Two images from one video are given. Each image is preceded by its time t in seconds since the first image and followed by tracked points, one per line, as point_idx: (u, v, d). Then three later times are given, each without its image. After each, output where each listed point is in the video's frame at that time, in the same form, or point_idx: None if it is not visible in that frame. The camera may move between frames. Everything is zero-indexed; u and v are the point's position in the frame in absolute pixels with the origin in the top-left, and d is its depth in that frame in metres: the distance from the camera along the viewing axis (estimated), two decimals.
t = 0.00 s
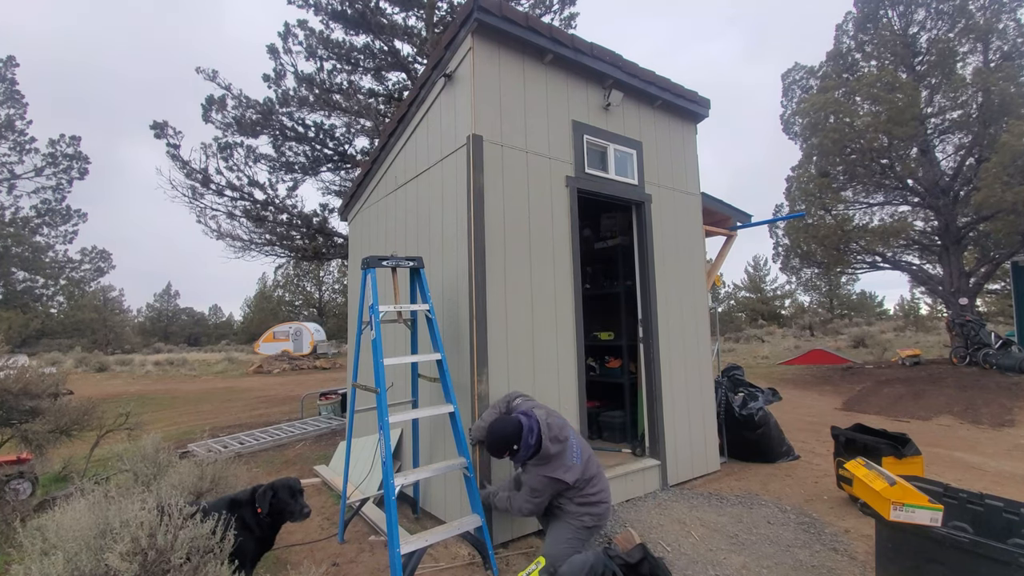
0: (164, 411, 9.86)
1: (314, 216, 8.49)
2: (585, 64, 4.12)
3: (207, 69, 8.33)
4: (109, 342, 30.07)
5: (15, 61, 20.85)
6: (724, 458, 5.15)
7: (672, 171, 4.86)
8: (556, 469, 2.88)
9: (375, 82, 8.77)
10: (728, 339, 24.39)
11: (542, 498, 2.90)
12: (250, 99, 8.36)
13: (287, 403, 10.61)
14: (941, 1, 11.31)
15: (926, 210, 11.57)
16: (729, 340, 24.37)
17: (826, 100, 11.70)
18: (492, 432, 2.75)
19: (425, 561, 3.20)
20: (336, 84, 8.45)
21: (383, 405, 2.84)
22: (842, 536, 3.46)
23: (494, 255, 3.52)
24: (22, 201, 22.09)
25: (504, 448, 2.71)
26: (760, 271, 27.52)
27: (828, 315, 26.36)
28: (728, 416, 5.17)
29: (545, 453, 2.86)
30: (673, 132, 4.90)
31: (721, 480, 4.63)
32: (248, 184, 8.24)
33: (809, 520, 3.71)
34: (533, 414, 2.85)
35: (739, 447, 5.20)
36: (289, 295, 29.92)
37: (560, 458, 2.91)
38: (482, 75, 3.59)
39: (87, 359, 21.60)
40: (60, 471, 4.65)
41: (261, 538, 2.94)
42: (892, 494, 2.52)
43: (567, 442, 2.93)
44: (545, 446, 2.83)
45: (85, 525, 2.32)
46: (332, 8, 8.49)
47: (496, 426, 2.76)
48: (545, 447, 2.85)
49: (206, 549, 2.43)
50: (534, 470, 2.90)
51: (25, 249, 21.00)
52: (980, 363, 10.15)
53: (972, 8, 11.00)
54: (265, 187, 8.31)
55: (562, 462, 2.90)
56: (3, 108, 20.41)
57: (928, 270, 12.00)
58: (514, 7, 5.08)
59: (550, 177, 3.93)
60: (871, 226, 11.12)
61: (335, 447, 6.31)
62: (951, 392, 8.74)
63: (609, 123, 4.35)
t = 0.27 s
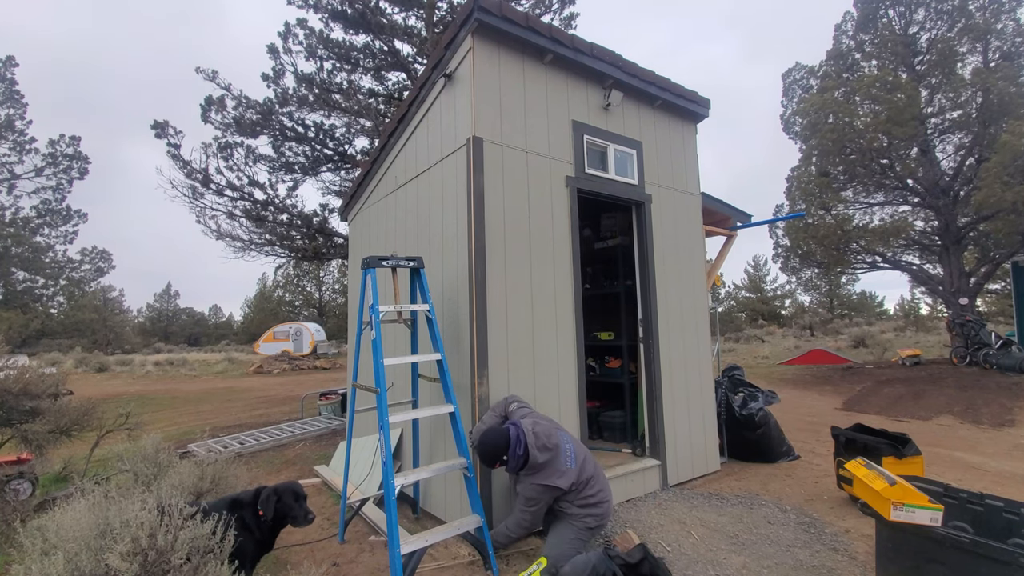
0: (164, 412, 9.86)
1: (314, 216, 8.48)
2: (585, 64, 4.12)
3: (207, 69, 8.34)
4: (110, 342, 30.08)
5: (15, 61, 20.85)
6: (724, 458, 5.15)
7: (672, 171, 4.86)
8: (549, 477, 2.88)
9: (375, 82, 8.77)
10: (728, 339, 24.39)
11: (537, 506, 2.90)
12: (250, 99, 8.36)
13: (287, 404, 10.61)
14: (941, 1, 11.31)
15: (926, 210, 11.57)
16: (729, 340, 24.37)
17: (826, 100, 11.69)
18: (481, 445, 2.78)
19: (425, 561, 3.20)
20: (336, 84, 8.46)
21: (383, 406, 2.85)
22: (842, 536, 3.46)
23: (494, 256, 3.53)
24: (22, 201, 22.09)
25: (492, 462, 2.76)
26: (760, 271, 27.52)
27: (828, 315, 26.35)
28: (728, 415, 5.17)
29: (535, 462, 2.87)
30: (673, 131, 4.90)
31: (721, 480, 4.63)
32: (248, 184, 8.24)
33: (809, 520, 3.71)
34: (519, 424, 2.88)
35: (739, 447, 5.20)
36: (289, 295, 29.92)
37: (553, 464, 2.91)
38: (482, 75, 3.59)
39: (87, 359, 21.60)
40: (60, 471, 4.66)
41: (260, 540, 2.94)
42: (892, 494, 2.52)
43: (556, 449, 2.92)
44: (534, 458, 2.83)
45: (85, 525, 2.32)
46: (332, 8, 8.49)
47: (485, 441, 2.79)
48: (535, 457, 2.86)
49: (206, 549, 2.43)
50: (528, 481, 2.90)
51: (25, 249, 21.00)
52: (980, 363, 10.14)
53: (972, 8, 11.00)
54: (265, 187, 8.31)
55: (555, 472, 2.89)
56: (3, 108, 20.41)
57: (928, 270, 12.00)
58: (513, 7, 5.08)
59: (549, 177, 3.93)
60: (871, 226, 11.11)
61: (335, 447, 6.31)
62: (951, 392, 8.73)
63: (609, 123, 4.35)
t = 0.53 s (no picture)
0: (164, 412, 9.86)
1: (314, 216, 8.48)
2: (585, 64, 4.12)
3: (207, 69, 8.33)
4: (109, 342, 30.07)
5: (14, 61, 20.83)
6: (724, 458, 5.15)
7: (672, 171, 4.86)
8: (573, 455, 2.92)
9: (375, 82, 8.77)
10: (728, 339, 24.39)
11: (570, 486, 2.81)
12: (250, 99, 8.36)
13: (287, 404, 10.61)
14: (941, 1, 11.32)
15: (926, 210, 11.57)
16: (729, 340, 24.38)
17: (826, 100, 11.70)
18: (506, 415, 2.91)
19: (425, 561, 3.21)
20: (336, 84, 8.45)
21: (383, 407, 2.84)
22: (842, 536, 3.46)
23: (494, 256, 3.53)
24: (22, 201, 22.08)
25: (517, 429, 2.87)
26: (760, 271, 27.51)
27: (828, 315, 26.34)
28: (728, 416, 5.17)
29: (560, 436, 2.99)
30: (673, 131, 4.90)
31: (721, 480, 4.63)
32: (248, 184, 8.24)
33: (809, 520, 3.71)
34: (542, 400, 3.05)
35: (739, 447, 5.20)
36: (289, 295, 29.93)
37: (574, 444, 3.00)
38: (482, 75, 3.59)
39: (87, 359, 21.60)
40: (60, 472, 4.65)
41: (264, 539, 2.95)
42: (892, 494, 2.52)
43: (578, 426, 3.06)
44: (562, 427, 2.98)
45: (85, 525, 2.32)
46: (332, 8, 8.49)
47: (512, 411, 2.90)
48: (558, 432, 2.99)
49: (206, 550, 2.43)
50: (555, 455, 2.91)
51: (25, 249, 20.98)
52: (980, 363, 10.15)
53: (971, 8, 11.01)
54: (265, 187, 8.31)
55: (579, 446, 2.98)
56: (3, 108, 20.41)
57: (928, 270, 12.01)
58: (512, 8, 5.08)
59: (549, 178, 3.93)
60: (871, 226, 11.11)
61: (335, 447, 6.31)
62: (951, 392, 8.74)
63: (609, 123, 4.35)
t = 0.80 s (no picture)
0: (164, 412, 9.86)
1: (314, 216, 8.48)
2: (585, 64, 4.12)
3: (207, 69, 8.34)
4: (110, 342, 30.07)
5: (15, 61, 20.82)
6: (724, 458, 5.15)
7: (672, 171, 4.86)
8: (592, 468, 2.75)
9: (375, 82, 8.77)
10: (728, 339, 24.38)
11: (577, 500, 2.80)
12: (250, 99, 8.36)
13: (287, 404, 10.62)
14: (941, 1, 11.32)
15: (926, 210, 11.57)
16: (729, 340, 24.38)
17: (826, 100, 11.69)
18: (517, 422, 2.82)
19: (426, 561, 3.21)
20: (336, 84, 8.46)
21: (383, 407, 2.84)
22: (842, 536, 3.46)
23: (494, 255, 3.53)
24: (23, 201, 22.09)
25: (526, 439, 2.78)
26: (760, 271, 27.50)
27: (828, 315, 26.32)
28: (728, 416, 5.17)
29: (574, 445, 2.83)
30: (673, 131, 4.90)
31: (721, 480, 4.63)
32: (248, 184, 8.24)
33: (809, 520, 3.71)
34: (553, 410, 2.94)
35: (739, 447, 5.19)
36: (289, 295, 29.94)
37: (586, 456, 2.89)
38: (482, 75, 3.59)
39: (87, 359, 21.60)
40: (60, 471, 4.65)
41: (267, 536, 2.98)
42: (892, 494, 2.51)
43: (589, 438, 2.96)
44: (569, 441, 2.85)
45: (85, 525, 2.32)
46: (332, 9, 8.50)
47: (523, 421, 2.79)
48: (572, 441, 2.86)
49: (207, 550, 2.43)
50: (563, 470, 2.83)
51: (26, 249, 20.98)
52: (980, 363, 10.14)
53: (972, 8, 11.01)
54: (265, 187, 8.31)
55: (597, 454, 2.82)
56: (3, 108, 20.41)
57: (928, 270, 12.01)
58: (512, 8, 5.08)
59: (549, 178, 3.93)
60: (871, 226, 11.11)
61: (335, 447, 6.31)
62: (952, 392, 8.73)
63: (609, 123, 4.35)
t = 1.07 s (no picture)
0: (164, 412, 9.85)
1: (314, 216, 8.48)
2: (585, 64, 4.12)
3: (207, 69, 8.34)
4: (109, 342, 30.06)
5: (15, 61, 20.81)
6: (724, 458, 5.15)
7: (672, 171, 4.86)
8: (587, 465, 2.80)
9: (374, 82, 8.77)
10: (728, 339, 24.39)
11: (577, 503, 2.79)
12: (250, 99, 8.36)
13: (287, 404, 10.61)
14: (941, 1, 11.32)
15: (926, 210, 11.58)
16: (729, 340, 24.39)
17: (826, 100, 11.69)
18: (517, 423, 2.81)
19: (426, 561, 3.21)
20: (336, 84, 8.46)
21: (383, 407, 2.84)
22: (842, 536, 3.46)
23: (494, 255, 3.53)
24: (22, 201, 22.07)
25: (527, 441, 2.77)
26: (760, 271, 27.51)
27: (828, 315, 26.32)
28: (728, 416, 5.17)
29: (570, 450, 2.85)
30: (673, 131, 4.90)
31: (722, 480, 4.63)
32: (248, 184, 8.23)
33: (809, 520, 3.71)
34: (554, 411, 2.94)
35: (739, 447, 5.19)
36: (289, 295, 29.93)
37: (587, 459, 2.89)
38: (482, 75, 3.59)
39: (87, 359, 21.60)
40: (60, 472, 4.65)
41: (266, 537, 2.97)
42: (892, 494, 2.52)
43: (590, 441, 2.96)
44: (571, 443, 2.84)
45: (85, 525, 2.32)
46: (332, 8, 8.50)
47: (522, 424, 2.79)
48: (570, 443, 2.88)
49: (207, 550, 2.43)
50: (564, 472, 2.83)
51: (25, 249, 20.96)
52: (980, 363, 10.14)
53: (971, 8, 11.01)
54: (265, 187, 8.31)
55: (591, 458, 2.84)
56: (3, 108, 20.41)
57: (928, 270, 12.01)
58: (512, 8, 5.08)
59: (549, 178, 3.93)
60: (871, 226, 11.11)
61: (335, 447, 6.31)
62: (951, 392, 8.74)
63: (609, 123, 4.35)
